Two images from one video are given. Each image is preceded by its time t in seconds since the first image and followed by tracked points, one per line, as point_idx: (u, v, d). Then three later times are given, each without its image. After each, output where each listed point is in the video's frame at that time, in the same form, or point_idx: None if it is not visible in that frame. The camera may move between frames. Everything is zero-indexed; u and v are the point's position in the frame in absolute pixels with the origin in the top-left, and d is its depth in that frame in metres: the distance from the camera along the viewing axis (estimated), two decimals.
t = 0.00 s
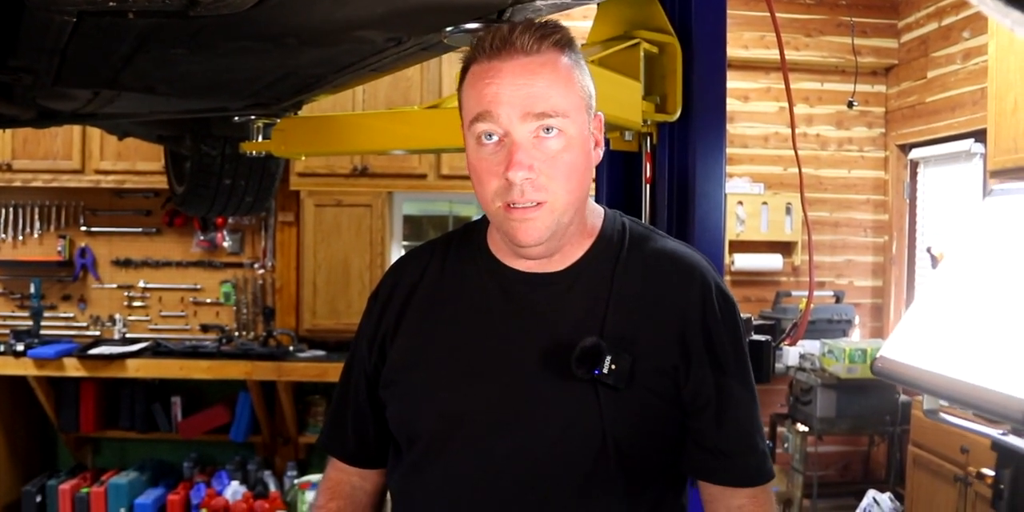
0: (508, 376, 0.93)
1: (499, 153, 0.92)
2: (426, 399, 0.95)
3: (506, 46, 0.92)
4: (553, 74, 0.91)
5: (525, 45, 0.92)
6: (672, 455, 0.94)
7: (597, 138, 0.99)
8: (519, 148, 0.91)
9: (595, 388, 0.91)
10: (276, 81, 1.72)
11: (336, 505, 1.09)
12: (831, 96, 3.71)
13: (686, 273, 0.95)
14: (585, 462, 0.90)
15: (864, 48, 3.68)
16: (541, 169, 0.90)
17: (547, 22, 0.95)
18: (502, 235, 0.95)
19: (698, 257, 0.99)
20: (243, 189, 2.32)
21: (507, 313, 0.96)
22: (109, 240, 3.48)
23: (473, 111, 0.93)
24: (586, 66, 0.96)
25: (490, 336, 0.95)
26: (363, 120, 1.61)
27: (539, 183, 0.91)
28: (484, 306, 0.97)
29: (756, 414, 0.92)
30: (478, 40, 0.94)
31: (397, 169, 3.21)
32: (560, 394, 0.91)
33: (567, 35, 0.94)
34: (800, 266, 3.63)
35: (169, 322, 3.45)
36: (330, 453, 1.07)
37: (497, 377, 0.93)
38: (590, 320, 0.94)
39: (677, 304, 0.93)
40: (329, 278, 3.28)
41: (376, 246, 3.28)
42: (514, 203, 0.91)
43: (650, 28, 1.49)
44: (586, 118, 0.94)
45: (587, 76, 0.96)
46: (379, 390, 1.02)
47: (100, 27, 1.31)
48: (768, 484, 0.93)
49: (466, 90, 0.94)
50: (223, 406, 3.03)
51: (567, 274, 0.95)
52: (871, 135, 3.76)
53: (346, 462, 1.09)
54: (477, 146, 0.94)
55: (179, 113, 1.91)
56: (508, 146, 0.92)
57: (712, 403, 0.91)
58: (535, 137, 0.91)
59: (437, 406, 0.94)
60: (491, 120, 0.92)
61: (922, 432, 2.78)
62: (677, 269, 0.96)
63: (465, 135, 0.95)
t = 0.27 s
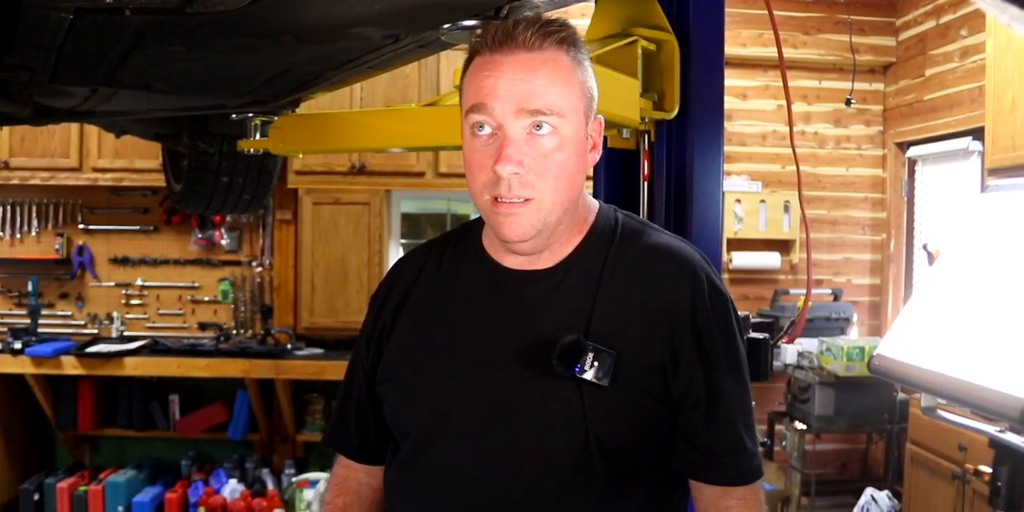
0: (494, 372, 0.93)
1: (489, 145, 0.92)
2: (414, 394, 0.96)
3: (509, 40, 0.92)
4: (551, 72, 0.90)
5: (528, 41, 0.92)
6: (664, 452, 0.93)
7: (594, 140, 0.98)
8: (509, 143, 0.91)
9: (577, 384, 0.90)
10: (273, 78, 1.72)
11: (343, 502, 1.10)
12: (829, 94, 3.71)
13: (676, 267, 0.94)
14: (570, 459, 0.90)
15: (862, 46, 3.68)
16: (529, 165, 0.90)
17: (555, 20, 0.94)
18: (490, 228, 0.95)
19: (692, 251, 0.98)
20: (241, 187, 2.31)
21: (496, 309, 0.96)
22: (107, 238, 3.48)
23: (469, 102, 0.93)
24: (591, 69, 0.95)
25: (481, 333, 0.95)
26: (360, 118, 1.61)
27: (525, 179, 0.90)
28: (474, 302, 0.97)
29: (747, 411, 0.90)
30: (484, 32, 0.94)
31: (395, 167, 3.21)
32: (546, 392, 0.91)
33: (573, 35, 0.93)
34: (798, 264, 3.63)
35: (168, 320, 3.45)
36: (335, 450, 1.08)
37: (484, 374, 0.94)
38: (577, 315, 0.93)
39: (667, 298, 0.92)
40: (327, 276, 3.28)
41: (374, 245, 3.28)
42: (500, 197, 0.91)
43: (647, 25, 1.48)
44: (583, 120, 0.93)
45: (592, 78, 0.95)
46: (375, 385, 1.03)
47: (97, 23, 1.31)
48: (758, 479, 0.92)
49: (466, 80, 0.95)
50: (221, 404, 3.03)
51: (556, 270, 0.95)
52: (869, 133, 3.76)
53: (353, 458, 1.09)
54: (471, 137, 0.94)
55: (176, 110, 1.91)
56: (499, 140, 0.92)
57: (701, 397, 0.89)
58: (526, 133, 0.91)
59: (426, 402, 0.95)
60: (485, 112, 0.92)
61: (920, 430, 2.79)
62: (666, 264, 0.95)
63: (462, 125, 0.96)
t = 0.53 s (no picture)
0: (486, 371, 0.94)
1: (487, 136, 0.92)
2: (410, 394, 0.97)
3: (525, 37, 0.93)
4: (557, 73, 0.90)
5: (543, 40, 0.92)
6: (659, 453, 0.93)
7: (600, 149, 0.96)
8: (504, 136, 0.91)
9: (565, 383, 0.90)
10: (271, 78, 1.71)
11: (348, 497, 1.10)
12: (828, 94, 3.71)
13: (672, 266, 0.93)
14: (559, 458, 0.89)
15: (860, 46, 3.69)
16: (521, 160, 0.90)
17: (576, 25, 0.94)
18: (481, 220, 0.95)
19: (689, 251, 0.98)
20: (239, 186, 2.31)
21: (490, 309, 0.96)
22: (105, 238, 3.47)
23: (478, 91, 0.95)
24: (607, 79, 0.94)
25: (476, 331, 0.96)
26: (359, 118, 1.60)
27: (515, 173, 0.90)
28: (470, 300, 0.98)
29: (743, 414, 0.90)
30: (505, 26, 0.96)
31: (394, 166, 3.20)
32: (537, 391, 0.91)
33: (590, 42, 0.93)
34: (796, 264, 3.63)
35: (166, 320, 3.44)
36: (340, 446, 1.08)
37: (477, 373, 0.94)
38: (569, 315, 0.93)
39: (660, 297, 0.92)
40: (326, 275, 3.28)
41: (372, 244, 3.28)
42: (489, 188, 0.91)
43: (646, 24, 1.47)
44: (587, 124, 0.93)
45: (606, 86, 0.94)
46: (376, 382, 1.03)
47: (94, 22, 1.31)
48: (761, 482, 0.92)
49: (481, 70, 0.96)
50: (220, 404, 3.03)
51: (550, 268, 0.95)
52: (868, 133, 3.76)
53: (358, 454, 1.09)
54: (475, 125, 0.95)
55: (174, 110, 1.90)
56: (496, 131, 0.92)
57: (695, 398, 0.90)
58: (524, 129, 0.91)
59: (421, 401, 0.96)
60: (489, 101, 0.93)
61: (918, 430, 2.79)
62: (662, 263, 0.94)
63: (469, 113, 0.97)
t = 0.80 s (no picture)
0: (487, 369, 0.94)
1: (491, 134, 0.93)
2: (410, 390, 0.97)
3: (530, 37, 0.93)
4: (560, 72, 0.90)
5: (548, 41, 0.92)
6: (658, 453, 0.93)
7: (607, 151, 0.95)
8: (506, 135, 0.91)
9: (564, 382, 0.90)
10: (270, 78, 1.71)
11: (346, 487, 1.10)
12: (826, 94, 3.72)
13: (675, 268, 0.93)
14: (557, 456, 0.89)
15: (858, 46, 3.69)
16: (522, 159, 0.90)
17: (584, 25, 0.94)
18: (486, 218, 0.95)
19: (695, 252, 0.97)
20: (237, 186, 2.31)
21: (493, 307, 0.96)
22: (103, 238, 3.47)
23: (484, 90, 0.95)
24: (613, 80, 0.94)
25: (478, 329, 0.96)
26: (358, 118, 1.60)
27: (516, 172, 0.90)
28: (473, 299, 0.98)
29: (744, 416, 0.89)
30: (513, 27, 0.96)
31: (393, 166, 3.20)
32: (536, 389, 0.91)
33: (596, 43, 0.93)
34: (795, 263, 3.63)
35: (164, 320, 3.44)
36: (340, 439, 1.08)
37: (477, 370, 0.94)
38: (569, 313, 0.93)
39: (662, 298, 0.92)
40: (324, 275, 3.28)
41: (371, 244, 3.28)
42: (492, 187, 0.92)
43: (645, 24, 1.47)
44: (591, 124, 0.92)
45: (612, 86, 0.93)
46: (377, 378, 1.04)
47: (92, 22, 1.31)
48: (761, 487, 0.92)
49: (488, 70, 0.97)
50: (218, 404, 3.03)
51: (555, 267, 0.96)
52: (866, 133, 3.77)
53: (358, 448, 1.09)
54: (481, 125, 0.96)
55: (172, 110, 1.90)
56: (499, 130, 0.92)
57: (693, 399, 0.89)
58: (526, 127, 0.91)
59: (421, 398, 0.96)
60: (493, 101, 0.93)
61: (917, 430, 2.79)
62: (666, 264, 0.94)
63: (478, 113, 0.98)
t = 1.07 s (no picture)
0: (491, 368, 0.93)
1: (495, 130, 0.93)
2: (412, 389, 0.97)
3: (536, 34, 0.93)
4: (565, 68, 0.90)
5: (553, 37, 0.92)
6: (659, 455, 0.93)
7: (612, 149, 0.95)
8: (511, 130, 0.91)
9: (569, 382, 0.90)
10: (268, 77, 1.71)
11: (343, 482, 1.10)
12: (824, 94, 3.72)
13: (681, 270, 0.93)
14: (559, 456, 0.89)
15: (857, 46, 3.69)
16: (526, 154, 0.90)
17: (589, 23, 0.94)
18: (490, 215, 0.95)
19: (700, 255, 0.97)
20: (235, 186, 2.30)
21: (497, 306, 0.96)
22: (101, 238, 3.47)
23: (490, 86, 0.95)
24: (618, 77, 0.94)
25: (482, 328, 0.96)
26: (356, 117, 1.60)
27: (520, 167, 0.90)
28: (477, 297, 0.98)
29: (745, 420, 0.90)
30: (518, 24, 0.96)
31: (391, 166, 3.20)
32: (540, 388, 0.91)
33: (601, 40, 0.93)
34: (793, 263, 3.64)
35: (163, 320, 3.44)
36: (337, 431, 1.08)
37: (481, 369, 0.94)
38: (573, 313, 0.93)
39: (668, 300, 0.92)
40: (323, 274, 3.28)
41: (369, 244, 3.28)
42: (496, 183, 0.91)
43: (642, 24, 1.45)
44: (596, 121, 0.92)
45: (617, 84, 0.93)
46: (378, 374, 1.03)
47: (90, 22, 1.30)
48: (760, 491, 0.93)
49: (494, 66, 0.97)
50: (217, 403, 3.03)
51: (560, 266, 0.95)
52: (864, 133, 3.77)
53: (354, 441, 1.09)
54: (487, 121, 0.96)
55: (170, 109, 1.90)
56: (503, 126, 0.92)
57: (696, 402, 0.90)
58: (530, 123, 0.91)
59: (423, 396, 0.96)
60: (498, 96, 0.93)
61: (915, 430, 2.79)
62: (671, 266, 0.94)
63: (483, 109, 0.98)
